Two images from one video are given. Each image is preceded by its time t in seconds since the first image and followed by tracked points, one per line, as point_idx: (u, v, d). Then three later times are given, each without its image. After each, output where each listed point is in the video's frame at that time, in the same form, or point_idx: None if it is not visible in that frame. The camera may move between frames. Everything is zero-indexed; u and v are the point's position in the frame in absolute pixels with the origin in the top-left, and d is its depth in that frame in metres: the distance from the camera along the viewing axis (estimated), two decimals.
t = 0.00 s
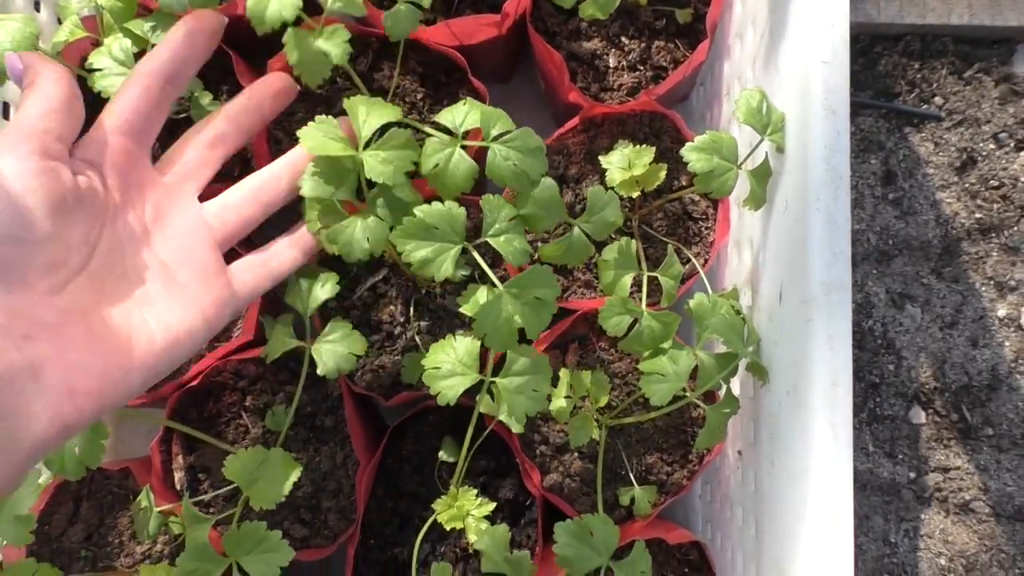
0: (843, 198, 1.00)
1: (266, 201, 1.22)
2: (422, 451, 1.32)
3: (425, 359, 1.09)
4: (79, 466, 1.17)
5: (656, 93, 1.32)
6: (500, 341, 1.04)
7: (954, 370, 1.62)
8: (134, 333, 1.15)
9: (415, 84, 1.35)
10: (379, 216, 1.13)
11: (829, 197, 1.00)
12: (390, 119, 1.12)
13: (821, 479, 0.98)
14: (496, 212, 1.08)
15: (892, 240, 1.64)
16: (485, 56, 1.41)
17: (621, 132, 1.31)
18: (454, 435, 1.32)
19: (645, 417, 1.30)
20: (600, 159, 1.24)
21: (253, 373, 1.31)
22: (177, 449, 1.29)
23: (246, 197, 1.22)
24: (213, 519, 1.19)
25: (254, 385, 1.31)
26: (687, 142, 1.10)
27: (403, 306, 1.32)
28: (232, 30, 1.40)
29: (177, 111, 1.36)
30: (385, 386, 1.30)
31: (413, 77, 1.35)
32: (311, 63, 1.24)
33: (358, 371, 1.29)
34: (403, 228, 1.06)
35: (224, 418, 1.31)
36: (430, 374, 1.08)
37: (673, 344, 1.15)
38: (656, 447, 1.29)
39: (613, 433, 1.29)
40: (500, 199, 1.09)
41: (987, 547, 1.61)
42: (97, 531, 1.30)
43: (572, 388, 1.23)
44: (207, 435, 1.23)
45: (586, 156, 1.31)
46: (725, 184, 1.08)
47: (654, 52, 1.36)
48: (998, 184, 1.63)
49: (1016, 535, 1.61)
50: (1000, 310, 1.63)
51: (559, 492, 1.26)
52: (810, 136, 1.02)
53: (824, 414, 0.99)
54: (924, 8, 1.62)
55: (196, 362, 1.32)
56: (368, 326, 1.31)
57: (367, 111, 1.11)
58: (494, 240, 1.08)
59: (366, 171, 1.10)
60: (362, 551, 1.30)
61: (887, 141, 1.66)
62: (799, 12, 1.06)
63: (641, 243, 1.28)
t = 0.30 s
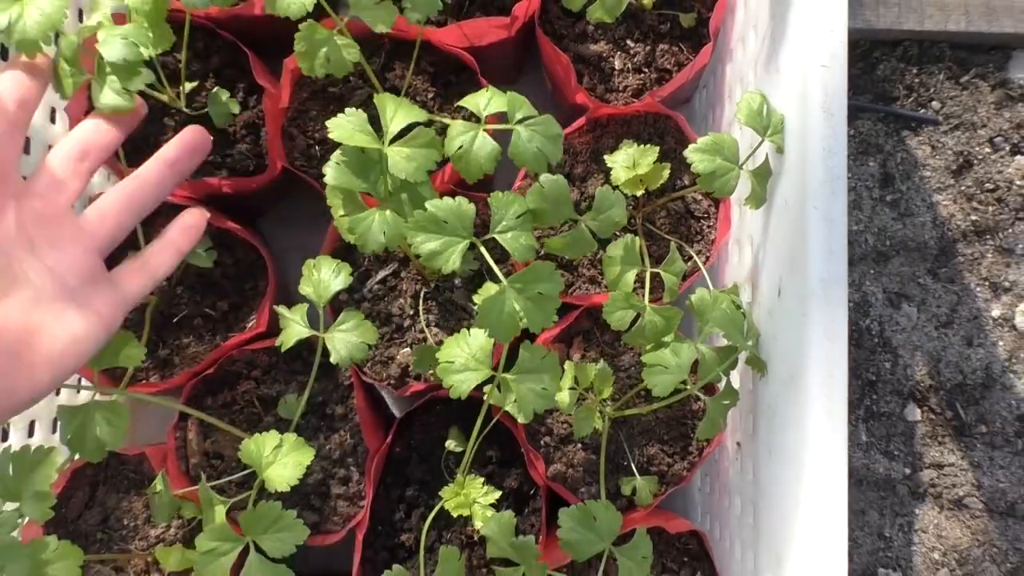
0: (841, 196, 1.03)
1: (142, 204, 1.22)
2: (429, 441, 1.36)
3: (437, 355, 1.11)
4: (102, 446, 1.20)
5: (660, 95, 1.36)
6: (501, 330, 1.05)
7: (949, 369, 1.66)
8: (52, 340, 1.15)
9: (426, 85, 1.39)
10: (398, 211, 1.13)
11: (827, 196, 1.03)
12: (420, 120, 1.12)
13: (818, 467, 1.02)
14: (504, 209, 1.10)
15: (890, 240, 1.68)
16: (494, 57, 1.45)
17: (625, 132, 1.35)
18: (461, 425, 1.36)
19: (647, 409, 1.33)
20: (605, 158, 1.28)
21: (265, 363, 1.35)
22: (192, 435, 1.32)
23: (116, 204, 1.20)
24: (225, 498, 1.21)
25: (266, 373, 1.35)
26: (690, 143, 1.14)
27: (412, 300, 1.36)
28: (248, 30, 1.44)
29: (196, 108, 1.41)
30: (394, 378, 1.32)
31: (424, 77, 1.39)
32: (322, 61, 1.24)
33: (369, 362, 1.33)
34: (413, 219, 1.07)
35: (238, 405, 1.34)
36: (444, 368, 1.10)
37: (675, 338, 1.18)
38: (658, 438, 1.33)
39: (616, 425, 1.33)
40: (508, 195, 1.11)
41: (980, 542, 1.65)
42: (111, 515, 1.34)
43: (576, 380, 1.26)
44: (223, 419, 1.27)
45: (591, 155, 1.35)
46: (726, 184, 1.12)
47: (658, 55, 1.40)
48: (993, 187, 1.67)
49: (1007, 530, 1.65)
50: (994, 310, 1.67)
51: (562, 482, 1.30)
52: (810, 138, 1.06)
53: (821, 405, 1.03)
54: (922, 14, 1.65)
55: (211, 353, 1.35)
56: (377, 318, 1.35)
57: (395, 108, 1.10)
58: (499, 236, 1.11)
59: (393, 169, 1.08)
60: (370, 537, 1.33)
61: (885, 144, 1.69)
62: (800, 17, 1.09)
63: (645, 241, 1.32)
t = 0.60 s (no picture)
0: (847, 200, 1.10)
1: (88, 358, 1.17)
2: (446, 421, 1.42)
3: (460, 333, 1.19)
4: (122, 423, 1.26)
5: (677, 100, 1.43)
6: (524, 303, 1.13)
7: (944, 374, 1.73)
8: (67, 450, 1.06)
9: (454, 82, 1.46)
10: (430, 200, 1.21)
11: (832, 199, 1.10)
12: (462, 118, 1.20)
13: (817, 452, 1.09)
14: (530, 189, 1.16)
15: (891, 249, 1.75)
16: (520, 59, 1.52)
17: (643, 134, 1.42)
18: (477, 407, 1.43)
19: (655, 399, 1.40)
20: (623, 158, 1.35)
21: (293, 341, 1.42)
22: (221, 406, 1.39)
23: (62, 367, 1.12)
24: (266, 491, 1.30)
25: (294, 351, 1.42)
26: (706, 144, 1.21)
27: (435, 286, 1.43)
28: (287, 25, 1.52)
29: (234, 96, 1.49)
30: (416, 358, 1.40)
31: (453, 76, 1.46)
32: (375, 72, 1.24)
33: (392, 343, 1.41)
34: (444, 198, 1.15)
35: (266, 380, 1.41)
36: (465, 345, 1.17)
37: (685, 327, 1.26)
38: (664, 426, 1.39)
39: (625, 412, 1.40)
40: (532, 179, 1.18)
41: (969, 541, 1.71)
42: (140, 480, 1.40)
43: (590, 366, 1.33)
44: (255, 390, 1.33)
45: (610, 155, 1.42)
46: (739, 182, 1.19)
47: (676, 62, 1.47)
48: (992, 201, 1.74)
49: (995, 530, 1.72)
50: (989, 319, 1.74)
51: (572, 463, 1.37)
52: (820, 143, 1.13)
53: (821, 393, 1.09)
54: (928, 32, 1.73)
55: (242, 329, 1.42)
56: (401, 302, 1.42)
57: (438, 104, 1.18)
58: (524, 215, 1.17)
59: (428, 160, 1.17)
60: (387, 511, 1.39)
61: (889, 156, 1.77)
62: (814, 30, 1.17)
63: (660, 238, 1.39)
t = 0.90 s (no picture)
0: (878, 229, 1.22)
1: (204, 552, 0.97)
2: (482, 402, 1.52)
3: (513, 318, 1.27)
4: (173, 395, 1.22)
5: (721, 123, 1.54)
6: (574, 294, 1.20)
7: (943, 402, 1.84)
8: None
9: (516, 88, 1.57)
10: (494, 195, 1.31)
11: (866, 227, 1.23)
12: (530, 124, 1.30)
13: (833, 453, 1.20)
14: (587, 195, 1.25)
15: (903, 280, 1.86)
16: (576, 73, 1.64)
17: (686, 152, 1.53)
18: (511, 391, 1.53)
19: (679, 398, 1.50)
20: (669, 171, 1.46)
21: (346, 314, 1.51)
22: (275, 369, 1.49)
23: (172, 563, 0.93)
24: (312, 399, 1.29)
25: (346, 324, 1.51)
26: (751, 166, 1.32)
27: (482, 276, 1.53)
28: (363, 21, 1.63)
29: (309, 81, 1.60)
30: (459, 340, 1.50)
31: (515, 82, 1.57)
32: (454, 70, 1.33)
33: (439, 325, 1.51)
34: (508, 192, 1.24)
35: (318, 349, 1.51)
36: (516, 330, 1.25)
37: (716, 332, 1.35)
38: (685, 424, 1.49)
39: (650, 408, 1.50)
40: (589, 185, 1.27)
41: (953, 561, 1.82)
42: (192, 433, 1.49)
43: (622, 362, 1.43)
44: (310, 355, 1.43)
45: (655, 169, 1.53)
46: (779, 203, 1.29)
47: (722, 88, 1.58)
48: (1001, 244, 1.85)
49: (980, 553, 1.82)
50: (990, 354, 1.85)
51: (597, 451, 1.47)
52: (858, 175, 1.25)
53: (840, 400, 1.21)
54: (955, 81, 1.85)
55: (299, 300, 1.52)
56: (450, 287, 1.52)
57: (511, 108, 1.29)
58: (579, 217, 1.26)
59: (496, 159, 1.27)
60: (421, 481, 1.48)
61: (908, 194, 1.88)
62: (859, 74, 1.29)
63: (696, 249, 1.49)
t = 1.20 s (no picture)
0: None
1: None
2: (608, 422, 1.61)
3: (680, 350, 1.38)
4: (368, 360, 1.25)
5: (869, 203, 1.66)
6: (745, 342, 1.32)
7: (1012, 498, 1.93)
8: None
9: (685, 137, 1.68)
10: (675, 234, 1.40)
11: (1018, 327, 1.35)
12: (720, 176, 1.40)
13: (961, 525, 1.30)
14: (766, 252, 1.36)
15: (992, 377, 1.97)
16: (736, 132, 1.75)
17: (833, 223, 1.64)
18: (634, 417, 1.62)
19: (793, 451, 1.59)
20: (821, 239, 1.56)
21: (496, 318, 1.61)
22: (424, 357, 1.58)
23: None
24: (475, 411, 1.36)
25: (495, 327, 1.60)
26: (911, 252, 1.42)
27: (626, 305, 1.62)
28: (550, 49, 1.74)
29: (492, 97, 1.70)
30: (597, 361, 1.59)
31: (684, 131, 1.68)
32: (656, 115, 1.44)
33: (581, 343, 1.60)
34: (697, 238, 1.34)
35: (465, 346, 1.60)
36: (682, 362, 1.36)
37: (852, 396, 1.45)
38: (794, 476, 1.58)
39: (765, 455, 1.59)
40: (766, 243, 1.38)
41: None
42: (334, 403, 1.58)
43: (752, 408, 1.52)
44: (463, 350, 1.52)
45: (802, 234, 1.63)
46: (936, 287, 1.40)
47: (872, 170, 1.68)
48: None
49: None
50: None
51: (711, 486, 1.56)
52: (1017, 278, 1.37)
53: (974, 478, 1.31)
54: None
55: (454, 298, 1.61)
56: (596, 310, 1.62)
57: (706, 160, 1.40)
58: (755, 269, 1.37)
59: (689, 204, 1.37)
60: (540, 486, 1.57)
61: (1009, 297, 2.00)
62: None
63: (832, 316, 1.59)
